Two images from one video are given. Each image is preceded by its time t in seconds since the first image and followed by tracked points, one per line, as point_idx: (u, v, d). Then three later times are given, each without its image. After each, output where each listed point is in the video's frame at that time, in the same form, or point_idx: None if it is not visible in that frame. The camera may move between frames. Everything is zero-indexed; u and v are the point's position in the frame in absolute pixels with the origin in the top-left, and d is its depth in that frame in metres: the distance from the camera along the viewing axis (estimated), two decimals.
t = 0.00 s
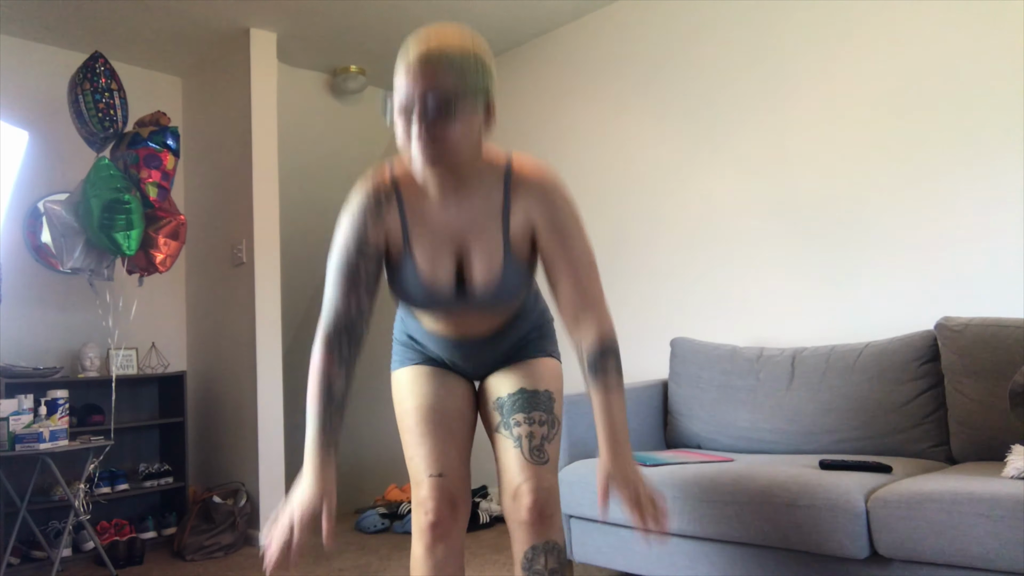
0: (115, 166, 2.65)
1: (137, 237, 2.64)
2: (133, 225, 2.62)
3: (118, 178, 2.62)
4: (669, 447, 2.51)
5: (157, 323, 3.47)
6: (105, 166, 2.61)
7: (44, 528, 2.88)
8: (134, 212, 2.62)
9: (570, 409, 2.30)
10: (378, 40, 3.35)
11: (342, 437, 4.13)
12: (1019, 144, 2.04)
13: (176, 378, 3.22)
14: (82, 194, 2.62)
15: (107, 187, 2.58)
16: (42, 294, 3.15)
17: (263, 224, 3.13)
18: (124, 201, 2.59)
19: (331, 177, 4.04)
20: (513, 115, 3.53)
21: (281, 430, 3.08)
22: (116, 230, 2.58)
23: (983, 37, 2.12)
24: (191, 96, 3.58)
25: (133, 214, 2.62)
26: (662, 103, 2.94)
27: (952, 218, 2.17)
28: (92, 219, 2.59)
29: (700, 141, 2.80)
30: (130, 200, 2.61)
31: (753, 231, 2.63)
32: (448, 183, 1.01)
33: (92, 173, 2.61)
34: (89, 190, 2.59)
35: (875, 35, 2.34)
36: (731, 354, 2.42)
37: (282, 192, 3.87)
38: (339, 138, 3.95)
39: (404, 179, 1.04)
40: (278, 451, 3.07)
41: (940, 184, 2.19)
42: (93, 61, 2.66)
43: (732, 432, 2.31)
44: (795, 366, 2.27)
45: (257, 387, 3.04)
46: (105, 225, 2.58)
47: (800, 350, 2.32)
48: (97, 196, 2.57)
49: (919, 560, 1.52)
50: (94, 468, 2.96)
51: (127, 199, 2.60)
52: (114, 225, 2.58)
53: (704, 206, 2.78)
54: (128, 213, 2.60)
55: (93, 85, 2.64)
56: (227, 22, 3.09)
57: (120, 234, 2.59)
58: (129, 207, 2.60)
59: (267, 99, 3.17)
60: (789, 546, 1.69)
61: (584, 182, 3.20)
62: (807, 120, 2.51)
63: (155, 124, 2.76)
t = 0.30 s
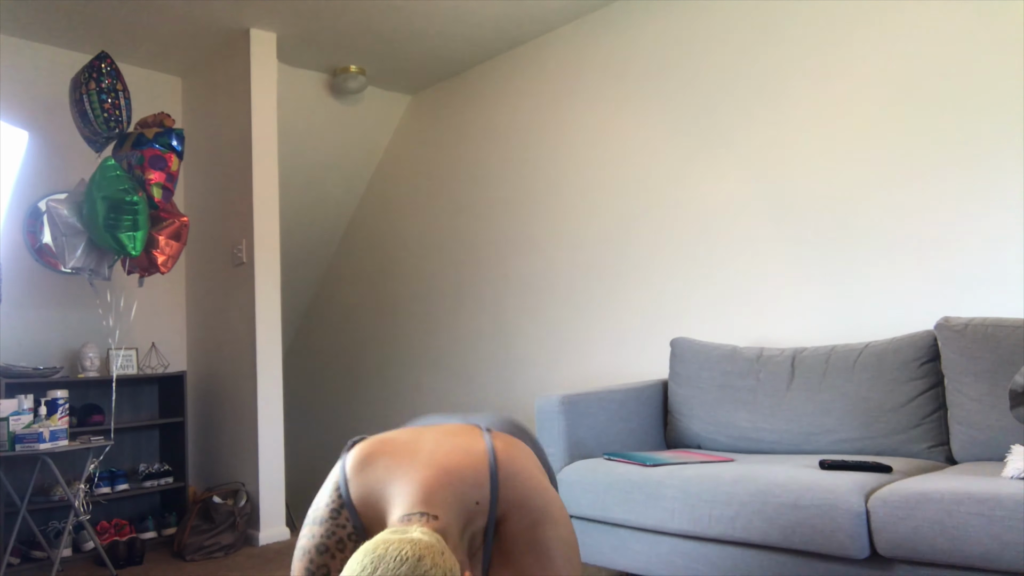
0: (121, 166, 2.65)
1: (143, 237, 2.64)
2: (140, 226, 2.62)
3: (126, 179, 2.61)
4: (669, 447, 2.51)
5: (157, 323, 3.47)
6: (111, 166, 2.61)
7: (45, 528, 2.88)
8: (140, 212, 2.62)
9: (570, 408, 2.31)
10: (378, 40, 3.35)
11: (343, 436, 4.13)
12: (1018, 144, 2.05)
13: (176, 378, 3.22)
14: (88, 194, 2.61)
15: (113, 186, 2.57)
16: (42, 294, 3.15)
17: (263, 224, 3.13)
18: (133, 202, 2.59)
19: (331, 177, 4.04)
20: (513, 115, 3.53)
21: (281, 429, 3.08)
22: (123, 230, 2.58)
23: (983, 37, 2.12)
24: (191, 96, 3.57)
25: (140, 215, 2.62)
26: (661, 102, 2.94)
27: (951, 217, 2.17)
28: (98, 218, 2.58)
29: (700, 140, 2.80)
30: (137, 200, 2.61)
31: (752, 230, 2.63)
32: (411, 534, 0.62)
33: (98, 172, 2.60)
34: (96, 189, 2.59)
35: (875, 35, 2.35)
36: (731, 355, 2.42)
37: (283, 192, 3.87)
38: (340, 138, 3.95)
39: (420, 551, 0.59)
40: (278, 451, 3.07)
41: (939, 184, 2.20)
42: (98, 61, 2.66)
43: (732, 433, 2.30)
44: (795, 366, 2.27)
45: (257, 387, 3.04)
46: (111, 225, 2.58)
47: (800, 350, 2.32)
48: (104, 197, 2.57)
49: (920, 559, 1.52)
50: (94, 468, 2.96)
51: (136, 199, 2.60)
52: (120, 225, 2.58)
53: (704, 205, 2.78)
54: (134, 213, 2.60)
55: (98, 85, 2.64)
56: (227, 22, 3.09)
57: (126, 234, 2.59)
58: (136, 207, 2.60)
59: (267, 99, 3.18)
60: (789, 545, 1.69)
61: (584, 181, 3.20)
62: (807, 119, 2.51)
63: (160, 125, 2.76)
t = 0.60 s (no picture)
0: (123, 166, 2.64)
1: (144, 237, 2.63)
2: (143, 226, 2.61)
3: (128, 179, 2.61)
4: (669, 446, 2.52)
5: (157, 323, 3.47)
6: (113, 166, 2.61)
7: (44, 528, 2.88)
8: (142, 212, 2.61)
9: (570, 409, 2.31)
10: (378, 40, 3.35)
11: (342, 436, 4.12)
12: (1018, 144, 2.05)
13: (176, 378, 3.22)
14: (89, 194, 2.60)
15: (116, 186, 2.57)
16: (42, 294, 3.15)
17: (263, 224, 3.13)
18: (135, 201, 2.59)
19: (331, 177, 4.04)
20: (513, 116, 3.54)
21: (281, 429, 3.08)
22: (123, 230, 2.57)
23: (982, 38, 2.12)
24: (190, 96, 3.57)
25: (142, 215, 2.61)
26: (662, 103, 2.94)
27: (952, 218, 2.17)
28: (100, 218, 2.58)
29: (700, 141, 2.80)
30: (139, 200, 2.60)
31: (752, 231, 2.64)
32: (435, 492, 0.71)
33: (100, 172, 2.60)
34: (98, 189, 2.57)
35: (875, 35, 2.35)
36: (731, 355, 2.42)
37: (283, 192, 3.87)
38: (340, 138, 3.95)
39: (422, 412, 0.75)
40: (278, 451, 3.07)
41: (939, 185, 2.20)
42: (99, 62, 2.65)
43: (732, 433, 2.31)
44: (795, 366, 2.28)
45: (257, 386, 3.04)
46: (113, 225, 2.57)
47: (800, 350, 2.32)
48: (105, 196, 2.56)
49: (920, 560, 1.52)
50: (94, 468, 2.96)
51: (139, 198, 2.60)
52: (121, 225, 2.57)
53: (705, 206, 2.78)
54: (135, 212, 2.59)
55: (100, 86, 2.64)
56: (227, 22, 3.09)
57: (128, 233, 2.58)
58: (139, 207, 2.60)
59: (267, 99, 3.17)
60: (789, 545, 1.70)
61: (584, 182, 3.21)
62: (807, 120, 2.51)
63: (161, 127, 2.77)
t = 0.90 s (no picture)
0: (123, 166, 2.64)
1: (144, 237, 2.63)
2: (144, 226, 2.62)
3: (128, 179, 2.61)
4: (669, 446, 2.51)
5: (157, 324, 3.47)
6: (114, 166, 2.61)
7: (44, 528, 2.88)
8: (143, 212, 2.61)
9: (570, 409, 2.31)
10: (378, 40, 3.35)
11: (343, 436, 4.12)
12: (1018, 145, 2.04)
13: (176, 379, 3.22)
14: (90, 194, 2.60)
15: (116, 186, 2.57)
16: (42, 294, 3.15)
17: (263, 225, 3.13)
18: (136, 201, 2.59)
19: (331, 177, 4.04)
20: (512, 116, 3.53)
21: (281, 430, 3.08)
22: (123, 230, 2.57)
23: (983, 37, 2.12)
24: (191, 96, 3.57)
25: (142, 215, 2.61)
26: (662, 103, 2.93)
27: (953, 218, 2.17)
28: (100, 218, 2.57)
29: (700, 141, 2.80)
30: (139, 200, 2.60)
31: (752, 232, 2.63)
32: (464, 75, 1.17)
33: (101, 173, 2.59)
34: (99, 189, 2.57)
35: (875, 35, 2.35)
36: (731, 354, 2.42)
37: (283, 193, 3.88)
38: (340, 139, 3.95)
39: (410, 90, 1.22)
40: (278, 451, 3.06)
41: (939, 185, 2.20)
42: (101, 63, 2.65)
43: (732, 433, 2.31)
44: (795, 366, 2.27)
45: (257, 386, 3.04)
46: (112, 225, 2.57)
47: (800, 350, 2.32)
48: (105, 196, 2.56)
49: (920, 560, 1.52)
50: (94, 468, 2.96)
51: (140, 199, 2.60)
52: (122, 225, 2.57)
53: (704, 206, 2.78)
54: (135, 212, 2.59)
55: (101, 87, 2.65)
56: (227, 22, 3.09)
57: (129, 234, 2.58)
58: (140, 207, 2.60)
59: (268, 100, 3.17)
60: (789, 545, 1.69)
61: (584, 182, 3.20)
62: (807, 120, 2.51)
63: (162, 127, 2.77)
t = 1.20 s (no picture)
0: (124, 167, 2.64)
1: (143, 237, 2.63)
2: (143, 226, 2.62)
3: (128, 179, 2.61)
4: (669, 447, 2.52)
5: (157, 323, 3.47)
6: (115, 167, 2.60)
7: (45, 528, 2.88)
8: (142, 212, 2.61)
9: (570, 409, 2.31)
10: (378, 40, 3.35)
11: (343, 436, 4.12)
12: (1018, 145, 2.05)
13: (176, 378, 3.23)
14: (91, 193, 2.60)
15: (116, 186, 2.56)
16: (42, 294, 3.15)
17: (263, 224, 3.13)
18: (135, 201, 2.59)
19: (331, 177, 4.04)
20: (512, 116, 3.54)
21: (281, 430, 3.08)
22: (122, 230, 2.58)
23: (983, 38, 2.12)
24: (190, 96, 3.57)
25: (142, 215, 2.61)
26: (661, 103, 2.94)
27: (952, 218, 2.17)
28: (101, 218, 2.58)
29: (700, 141, 2.80)
30: (138, 201, 2.60)
31: (752, 231, 2.64)
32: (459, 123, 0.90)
33: (101, 172, 2.59)
34: (99, 189, 2.57)
35: (876, 35, 2.35)
36: (731, 354, 2.42)
37: (283, 193, 3.88)
38: (340, 139, 3.95)
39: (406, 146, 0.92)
40: (278, 451, 3.06)
41: (939, 185, 2.20)
42: (104, 63, 2.65)
43: (732, 433, 2.31)
44: (795, 366, 2.28)
45: (257, 387, 3.04)
46: (113, 224, 2.57)
47: (800, 350, 2.33)
48: (106, 196, 2.57)
49: (920, 559, 1.52)
50: (94, 468, 2.96)
51: (139, 199, 2.60)
52: (121, 225, 2.57)
53: (704, 206, 2.78)
54: (134, 213, 2.59)
55: (104, 86, 2.64)
56: (227, 22, 3.09)
57: (129, 234, 2.59)
58: (139, 207, 2.60)
59: (267, 100, 3.17)
60: (789, 545, 1.70)
61: (584, 182, 3.21)
62: (807, 120, 2.51)
63: (163, 127, 2.75)
